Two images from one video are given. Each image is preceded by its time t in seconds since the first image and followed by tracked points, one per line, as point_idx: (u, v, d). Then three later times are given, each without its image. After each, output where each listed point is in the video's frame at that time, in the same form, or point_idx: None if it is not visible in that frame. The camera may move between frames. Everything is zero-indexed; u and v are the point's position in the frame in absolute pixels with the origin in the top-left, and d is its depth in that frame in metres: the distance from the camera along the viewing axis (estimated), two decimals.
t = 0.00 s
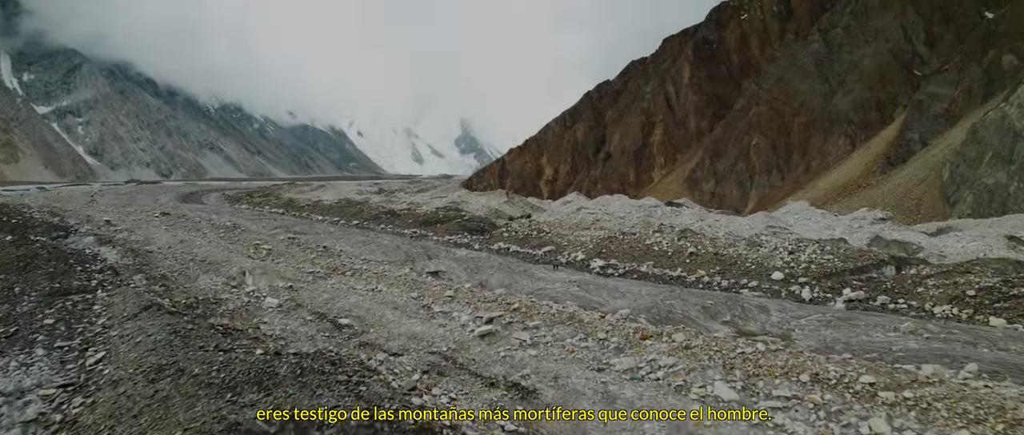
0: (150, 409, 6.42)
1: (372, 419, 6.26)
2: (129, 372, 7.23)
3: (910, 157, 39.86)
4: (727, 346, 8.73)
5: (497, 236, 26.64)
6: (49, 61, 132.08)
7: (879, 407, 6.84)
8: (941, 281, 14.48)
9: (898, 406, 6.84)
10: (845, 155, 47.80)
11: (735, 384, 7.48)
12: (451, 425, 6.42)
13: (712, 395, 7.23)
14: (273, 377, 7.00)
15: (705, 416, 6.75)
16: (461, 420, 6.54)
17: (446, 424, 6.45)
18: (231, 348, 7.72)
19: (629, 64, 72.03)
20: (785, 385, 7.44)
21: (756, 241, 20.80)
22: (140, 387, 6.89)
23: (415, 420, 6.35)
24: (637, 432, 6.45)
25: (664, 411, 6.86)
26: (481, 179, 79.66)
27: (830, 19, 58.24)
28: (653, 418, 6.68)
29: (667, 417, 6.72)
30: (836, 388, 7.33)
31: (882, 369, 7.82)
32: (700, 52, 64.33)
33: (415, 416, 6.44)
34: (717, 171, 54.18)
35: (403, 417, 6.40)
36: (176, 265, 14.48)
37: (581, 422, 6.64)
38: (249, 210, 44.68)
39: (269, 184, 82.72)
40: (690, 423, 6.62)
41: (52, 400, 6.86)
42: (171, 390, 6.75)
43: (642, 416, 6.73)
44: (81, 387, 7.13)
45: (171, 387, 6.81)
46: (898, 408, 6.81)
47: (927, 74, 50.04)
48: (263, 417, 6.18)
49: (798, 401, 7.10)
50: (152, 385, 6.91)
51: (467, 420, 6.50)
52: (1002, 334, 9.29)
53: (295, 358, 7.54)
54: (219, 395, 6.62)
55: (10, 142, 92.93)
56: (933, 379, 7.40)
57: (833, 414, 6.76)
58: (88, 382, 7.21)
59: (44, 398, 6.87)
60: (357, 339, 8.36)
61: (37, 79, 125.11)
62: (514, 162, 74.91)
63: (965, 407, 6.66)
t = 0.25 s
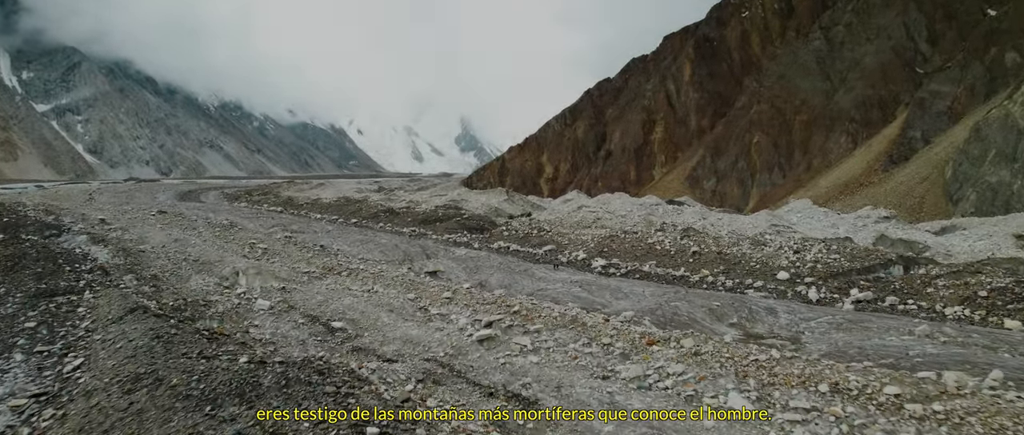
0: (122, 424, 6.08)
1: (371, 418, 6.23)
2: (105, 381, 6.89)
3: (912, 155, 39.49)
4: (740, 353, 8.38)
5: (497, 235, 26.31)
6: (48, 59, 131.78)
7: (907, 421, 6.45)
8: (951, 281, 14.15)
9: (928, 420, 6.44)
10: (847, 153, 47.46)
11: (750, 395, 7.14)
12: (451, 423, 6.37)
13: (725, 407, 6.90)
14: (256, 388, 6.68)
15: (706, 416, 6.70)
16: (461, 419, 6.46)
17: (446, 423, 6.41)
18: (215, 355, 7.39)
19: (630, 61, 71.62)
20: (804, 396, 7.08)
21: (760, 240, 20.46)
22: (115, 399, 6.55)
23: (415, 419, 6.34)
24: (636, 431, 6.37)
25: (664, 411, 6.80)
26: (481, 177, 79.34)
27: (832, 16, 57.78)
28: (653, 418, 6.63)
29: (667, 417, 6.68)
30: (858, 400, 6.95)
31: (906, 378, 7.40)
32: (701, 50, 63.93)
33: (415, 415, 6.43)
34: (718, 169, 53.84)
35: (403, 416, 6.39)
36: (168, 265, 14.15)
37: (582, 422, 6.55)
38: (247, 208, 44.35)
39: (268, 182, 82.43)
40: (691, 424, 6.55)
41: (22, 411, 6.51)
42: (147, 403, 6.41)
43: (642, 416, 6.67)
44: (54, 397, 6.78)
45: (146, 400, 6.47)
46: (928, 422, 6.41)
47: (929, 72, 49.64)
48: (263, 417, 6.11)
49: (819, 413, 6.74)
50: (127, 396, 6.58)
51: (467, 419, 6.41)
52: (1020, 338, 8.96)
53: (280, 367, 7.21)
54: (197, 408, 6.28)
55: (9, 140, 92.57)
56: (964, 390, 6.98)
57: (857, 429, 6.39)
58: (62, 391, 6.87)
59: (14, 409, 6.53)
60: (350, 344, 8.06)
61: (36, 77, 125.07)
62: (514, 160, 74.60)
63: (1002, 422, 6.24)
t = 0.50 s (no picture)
0: None
1: (371, 418, 6.24)
2: (76, 393, 6.55)
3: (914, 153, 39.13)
4: (753, 359, 8.02)
5: (497, 233, 25.99)
6: (47, 57, 131.53)
7: None
8: (962, 281, 13.81)
9: None
10: (849, 151, 47.06)
11: (765, 405, 6.78)
12: (450, 424, 6.31)
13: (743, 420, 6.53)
14: (236, 401, 6.36)
15: (705, 415, 6.58)
16: (459, 419, 6.38)
17: (446, 423, 6.34)
18: (197, 363, 7.07)
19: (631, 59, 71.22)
20: (824, 408, 6.70)
21: (764, 239, 20.12)
22: (84, 412, 6.22)
23: (415, 420, 6.31)
24: (635, 432, 6.30)
25: (664, 411, 6.68)
26: (481, 175, 78.95)
27: (833, 13, 57.22)
28: (652, 418, 6.52)
29: (666, 416, 6.55)
30: (882, 414, 6.54)
31: (935, 391, 6.94)
32: (702, 47, 63.48)
33: (415, 415, 6.40)
34: (719, 167, 53.43)
35: (403, 417, 6.37)
36: (160, 264, 13.82)
37: (581, 422, 6.45)
38: (245, 206, 44.03)
39: (268, 180, 82.09)
40: (688, 423, 6.43)
41: None
42: (116, 418, 6.08)
43: (642, 416, 6.57)
44: (22, 407, 6.40)
45: (116, 414, 6.14)
46: None
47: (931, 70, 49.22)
48: (264, 417, 6.11)
49: (843, 428, 6.32)
50: (97, 409, 6.24)
51: (463, 420, 6.33)
52: None
53: (263, 378, 6.87)
54: (168, 426, 5.94)
55: (8, 137, 92.13)
56: (1001, 405, 6.52)
57: None
58: (33, 401, 6.51)
59: None
60: (342, 349, 7.78)
61: (36, 74, 125.00)
62: (514, 157, 74.19)
63: None
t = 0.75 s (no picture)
0: None
1: (371, 418, 6.12)
2: (45, 404, 6.14)
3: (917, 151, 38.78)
4: (767, 367, 7.65)
5: (497, 231, 25.63)
6: (46, 54, 131.08)
7: None
8: (972, 281, 13.49)
9: None
10: (850, 148, 46.69)
11: (783, 420, 6.37)
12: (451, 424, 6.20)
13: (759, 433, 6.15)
14: (215, 414, 5.94)
15: (704, 416, 6.49)
16: (460, 419, 6.30)
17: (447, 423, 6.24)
18: (178, 371, 6.69)
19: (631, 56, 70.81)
20: (849, 422, 6.30)
21: (769, 237, 19.79)
22: (50, 426, 5.79)
23: (416, 419, 6.19)
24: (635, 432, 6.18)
25: (663, 411, 6.59)
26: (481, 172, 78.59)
27: (835, 10, 56.63)
28: (654, 418, 6.42)
29: (667, 416, 6.47)
30: (910, 428, 6.14)
31: (969, 405, 6.45)
32: (702, 44, 63.07)
33: (415, 415, 6.28)
34: (720, 164, 53.02)
35: (403, 417, 6.26)
36: (151, 263, 13.48)
37: (581, 422, 6.32)
38: (243, 204, 43.71)
39: (267, 177, 81.79)
40: (690, 423, 6.34)
41: None
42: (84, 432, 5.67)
43: (642, 415, 6.47)
44: None
45: (83, 428, 5.71)
46: None
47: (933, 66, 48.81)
48: (262, 418, 5.94)
49: None
50: (65, 423, 5.82)
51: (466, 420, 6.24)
52: None
53: (243, 389, 6.45)
54: None
55: (7, 135, 91.78)
56: None
57: None
58: None
59: None
60: (334, 354, 7.50)
61: (35, 71, 124.74)
62: (514, 155, 73.79)
63: None
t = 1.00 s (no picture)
0: None
1: (371, 419, 6.03)
2: (7, 418, 5.65)
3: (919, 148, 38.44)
4: (784, 376, 7.22)
5: (497, 229, 25.29)
6: (44, 51, 130.55)
7: None
8: (983, 281, 13.17)
9: None
10: (852, 146, 46.34)
11: None
12: (451, 424, 6.08)
13: None
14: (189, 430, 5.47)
15: (706, 417, 6.30)
16: (460, 419, 6.17)
17: (446, 422, 6.12)
18: (156, 380, 6.31)
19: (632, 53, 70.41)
20: None
21: (773, 235, 19.45)
22: None
23: (416, 419, 6.06)
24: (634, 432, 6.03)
25: (664, 411, 6.42)
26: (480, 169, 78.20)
27: (837, 6, 55.81)
28: (655, 419, 6.26)
29: (666, 416, 6.32)
30: None
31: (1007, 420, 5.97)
32: (703, 40, 62.64)
33: (415, 415, 6.15)
34: (721, 162, 52.65)
35: (403, 416, 6.13)
36: (142, 262, 13.14)
37: (581, 423, 6.18)
38: (241, 201, 43.37)
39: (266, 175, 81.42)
40: (693, 426, 6.15)
41: None
42: None
43: (642, 416, 6.32)
44: None
45: None
46: None
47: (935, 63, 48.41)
48: (264, 418, 5.72)
49: None
50: None
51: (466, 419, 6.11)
52: None
53: (220, 402, 5.99)
54: None
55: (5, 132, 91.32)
56: None
57: None
58: None
59: None
60: (325, 360, 7.19)
61: (34, 69, 124.32)
62: (514, 152, 73.35)
63: None
